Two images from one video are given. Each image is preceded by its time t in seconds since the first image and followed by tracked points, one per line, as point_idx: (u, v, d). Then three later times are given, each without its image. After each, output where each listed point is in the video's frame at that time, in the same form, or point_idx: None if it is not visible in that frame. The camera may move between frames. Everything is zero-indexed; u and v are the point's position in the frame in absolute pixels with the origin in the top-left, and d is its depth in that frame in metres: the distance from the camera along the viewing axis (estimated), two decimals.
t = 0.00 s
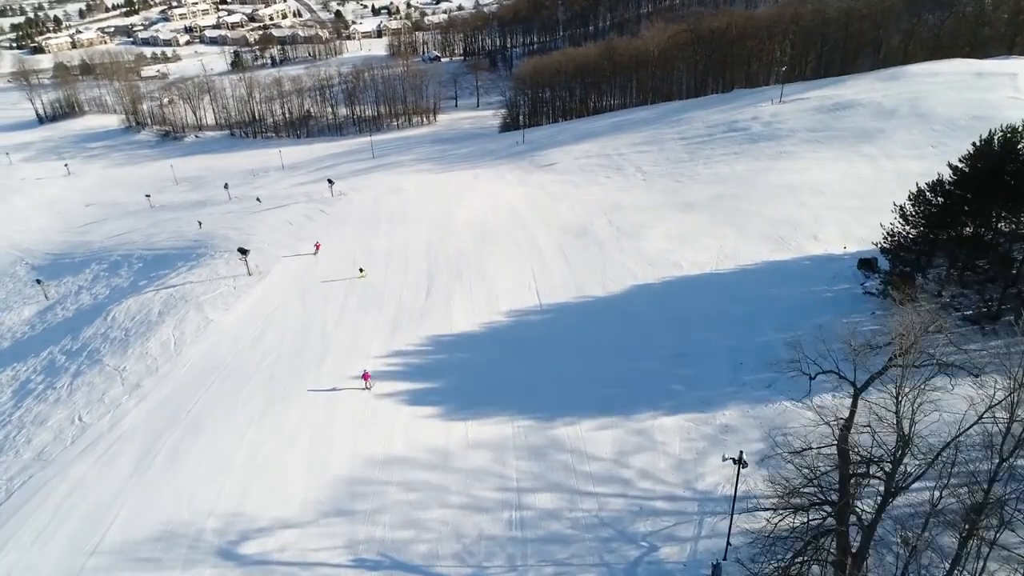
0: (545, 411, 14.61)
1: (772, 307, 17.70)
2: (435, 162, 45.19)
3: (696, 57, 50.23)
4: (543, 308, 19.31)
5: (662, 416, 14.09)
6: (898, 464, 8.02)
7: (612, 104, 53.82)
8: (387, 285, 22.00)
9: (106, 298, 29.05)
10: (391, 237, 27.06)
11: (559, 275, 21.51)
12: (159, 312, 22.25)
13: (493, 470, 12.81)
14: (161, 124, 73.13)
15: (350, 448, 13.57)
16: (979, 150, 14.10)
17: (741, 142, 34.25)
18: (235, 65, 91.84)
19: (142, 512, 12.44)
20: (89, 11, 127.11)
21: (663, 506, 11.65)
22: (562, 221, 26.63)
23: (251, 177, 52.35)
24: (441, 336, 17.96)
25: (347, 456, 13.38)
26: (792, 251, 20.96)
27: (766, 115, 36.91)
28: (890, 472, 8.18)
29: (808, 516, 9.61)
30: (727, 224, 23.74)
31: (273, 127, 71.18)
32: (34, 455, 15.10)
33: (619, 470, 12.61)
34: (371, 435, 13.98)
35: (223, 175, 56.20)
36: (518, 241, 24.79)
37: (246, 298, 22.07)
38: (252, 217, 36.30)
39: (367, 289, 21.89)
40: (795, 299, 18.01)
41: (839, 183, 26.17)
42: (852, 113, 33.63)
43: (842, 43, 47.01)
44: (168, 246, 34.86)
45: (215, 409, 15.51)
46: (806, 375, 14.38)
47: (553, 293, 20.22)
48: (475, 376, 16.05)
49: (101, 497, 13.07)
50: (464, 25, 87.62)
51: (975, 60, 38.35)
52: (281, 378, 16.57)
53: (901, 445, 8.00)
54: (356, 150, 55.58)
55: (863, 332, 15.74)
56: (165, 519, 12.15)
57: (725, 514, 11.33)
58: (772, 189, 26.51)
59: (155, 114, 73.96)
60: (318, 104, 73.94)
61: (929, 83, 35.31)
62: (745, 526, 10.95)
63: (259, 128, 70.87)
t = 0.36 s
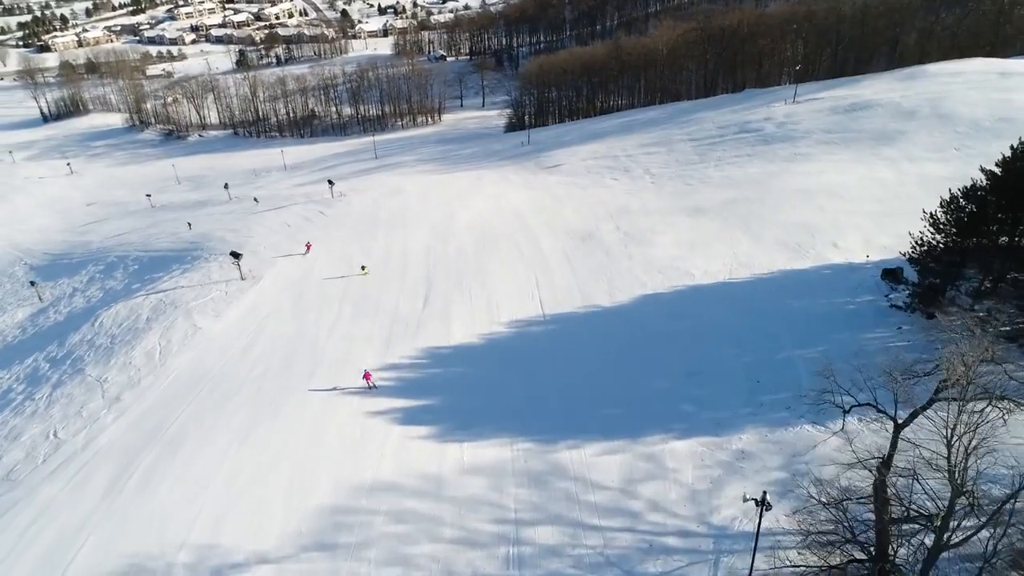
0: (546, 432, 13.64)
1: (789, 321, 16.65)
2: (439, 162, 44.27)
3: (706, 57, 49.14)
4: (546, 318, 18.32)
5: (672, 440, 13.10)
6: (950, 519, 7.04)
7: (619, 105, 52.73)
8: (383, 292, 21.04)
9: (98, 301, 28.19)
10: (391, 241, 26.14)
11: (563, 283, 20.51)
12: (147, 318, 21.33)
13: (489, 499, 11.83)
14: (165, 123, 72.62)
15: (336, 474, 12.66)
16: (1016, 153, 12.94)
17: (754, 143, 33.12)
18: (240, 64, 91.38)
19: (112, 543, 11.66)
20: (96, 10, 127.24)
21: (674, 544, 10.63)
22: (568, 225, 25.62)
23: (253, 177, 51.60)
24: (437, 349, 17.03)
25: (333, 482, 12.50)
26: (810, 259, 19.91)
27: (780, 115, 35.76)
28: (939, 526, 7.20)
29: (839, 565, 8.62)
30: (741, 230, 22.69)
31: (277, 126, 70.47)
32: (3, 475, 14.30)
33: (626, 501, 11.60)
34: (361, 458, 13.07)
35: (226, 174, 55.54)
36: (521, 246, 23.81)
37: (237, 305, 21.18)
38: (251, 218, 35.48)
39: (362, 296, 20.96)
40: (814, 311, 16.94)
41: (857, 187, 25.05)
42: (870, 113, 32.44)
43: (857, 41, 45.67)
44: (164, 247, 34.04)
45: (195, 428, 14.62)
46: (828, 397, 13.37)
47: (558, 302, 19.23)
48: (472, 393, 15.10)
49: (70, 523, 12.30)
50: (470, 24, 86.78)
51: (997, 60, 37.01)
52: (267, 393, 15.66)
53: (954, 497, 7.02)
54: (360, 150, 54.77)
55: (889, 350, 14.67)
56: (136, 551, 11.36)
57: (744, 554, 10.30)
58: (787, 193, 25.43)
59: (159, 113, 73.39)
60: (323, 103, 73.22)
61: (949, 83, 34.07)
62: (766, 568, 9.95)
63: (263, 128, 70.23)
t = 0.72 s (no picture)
0: (548, 458, 12.65)
1: (808, 336, 15.60)
2: (442, 163, 43.32)
3: (715, 56, 47.99)
4: (548, 331, 17.32)
5: (684, 468, 12.08)
6: None
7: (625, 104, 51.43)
8: (379, 300, 20.10)
9: (89, 305, 27.29)
10: (389, 245, 25.19)
11: (567, 292, 19.50)
12: (133, 326, 20.34)
13: (484, 534, 10.83)
14: (167, 122, 72.02)
15: (320, 505, 11.74)
16: None
17: (766, 145, 32.01)
18: (243, 63, 90.82)
19: None
20: (102, 9, 127.11)
21: None
22: (572, 229, 24.61)
23: (253, 177, 50.83)
24: (433, 363, 16.05)
25: (315, 514, 11.61)
26: (827, 268, 18.83)
27: (792, 116, 34.64)
28: None
29: None
30: (754, 236, 21.60)
31: (279, 125, 69.73)
32: None
33: (634, 538, 10.59)
34: (347, 486, 12.15)
35: (226, 174, 54.80)
36: (524, 252, 22.82)
37: (226, 312, 20.24)
38: (248, 219, 34.62)
39: (357, 304, 20.01)
40: (835, 326, 15.87)
41: (876, 191, 23.95)
42: (887, 114, 31.27)
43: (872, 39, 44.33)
44: (159, 249, 33.15)
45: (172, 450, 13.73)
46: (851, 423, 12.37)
47: (561, 313, 18.22)
48: (469, 413, 14.11)
49: (32, 557, 11.65)
50: (476, 24, 86.01)
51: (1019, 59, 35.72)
52: (250, 412, 14.74)
53: None
54: (362, 150, 53.96)
55: (918, 370, 13.61)
56: None
57: None
58: (802, 198, 24.34)
59: (161, 112, 72.76)
60: (326, 103, 72.48)
61: (969, 82, 32.88)
62: None
63: (265, 127, 69.55)
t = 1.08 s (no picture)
0: (552, 484, 11.74)
1: (830, 353, 14.65)
2: (447, 163, 42.49)
3: (727, 55, 46.86)
4: (554, 343, 16.41)
5: (699, 498, 11.14)
6: None
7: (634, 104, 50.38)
8: (377, 306, 19.26)
9: (83, 308, 26.62)
10: (390, 248, 24.36)
11: (574, 300, 18.58)
12: (122, 331, 19.56)
13: (480, 571, 9.97)
14: (172, 120, 71.65)
15: (305, 535, 10.91)
16: None
17: (781, 147, 30.97)
18: (250, 62, 90.44)
19: None
20: (111, 7, 127.34)
21: None
22: (580, 234, 23.65)
23: (257, 177, 50.23)
24: (431, 377, 15.19)
25: (298, 542, 10.75)
26: (849, 278, 17.92)
27: (808, 116, 33.57)
28: None
29: None
30: (771, 243, 20.74)
31: (284, 124, 69.18)
32: None
33: None
34: (334, 513, 11.30)
35: (230, 173, 54.28)
36: (529, 257, 21.91)
37: (218, 318, 19.46)
38: (248, 220, 33.94)
39: (354, 311, 19.15)
40: (859, 342, 14.88)
41: (899, 195, 22.90)
42: (908, 115, 30.15)
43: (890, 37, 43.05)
44: (157, 250, 32.48)
45: (151, 470, 12.92)
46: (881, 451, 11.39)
47: (567, 323, 17.32)
48: (468, 432, 13.24)
49: None
50: (483, 22, 85.15)
51: None
52: (236, 429, 13.89)
53: None
54: (366, 150, 53.18)
55: (953, 392, 12.59)
56: None
57: None
58: (820, 202, 23.32)
59: (166, 110, 72.40)
60: (331, 102, 71.89)
61: (994, 82, 31.68)
62: None
63: (270, 126, 69.01)
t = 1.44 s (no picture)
0: (559, 519, 10.72)
1: (863, 375, 13.46)
2: (457, 163, 41.64)
3: (746, 54, 45.59)
4: (564, 358, 15.39)
5: (722, 539, 10.05)
6: None
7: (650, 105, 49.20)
8: (379, 314, 18.37)
9: (81, 309, 26.02)
10: (396, 252, 23.47)
11: (585, 312, 17.52)
12: (114, 337, 18.84)
13: None
14: (184, 118, 71.49)
15: (286, 570, 9.98)
16: None
17: (804, 150, 29.79)
18: (263, 60, 90.26)
19: None
20: (127, 6, 128.11)
21: None
22: (593, 240, 22.62)
23: (265, 176, 49.70)
24: (431, 394, 14.23)
25: None
26: (882, 292, 16.74)
27: (831, 118, 32.25)
28: None
29: None
30: (797, 253, 19.87)
31: (295, 123, 68.74)
32: None
33: None
34: (320, 547, 10.36)
35: (239, 172, 53.87)
36: (539, 263, 20.91)
37: (213, 324, 18.66)
38: (253, 220, 33.29)
39: (354, 319, 18.25)
40: (895, 362, 13.67)
41: (932, 202, 21.70)
42: (939, 118, 28.82)
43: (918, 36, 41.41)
44: (160, 250, 31.89)
45: (127, 495, 12.18)
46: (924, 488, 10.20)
47: (578, 336, 16.31)
48: (469, 456, 12.26)
49: None
50: (497, 21, 84.27)
51: None
52: (220, 449, 13.07)
53: None
54: (375, 149, 52.38)
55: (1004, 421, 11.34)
56: None
57: None
58: (847, 209, 22.18)
59: (178, 108, 72.25)
60: (343, 100, 71.39)
61: None
62: None
63: (282, 125, 68.60)
